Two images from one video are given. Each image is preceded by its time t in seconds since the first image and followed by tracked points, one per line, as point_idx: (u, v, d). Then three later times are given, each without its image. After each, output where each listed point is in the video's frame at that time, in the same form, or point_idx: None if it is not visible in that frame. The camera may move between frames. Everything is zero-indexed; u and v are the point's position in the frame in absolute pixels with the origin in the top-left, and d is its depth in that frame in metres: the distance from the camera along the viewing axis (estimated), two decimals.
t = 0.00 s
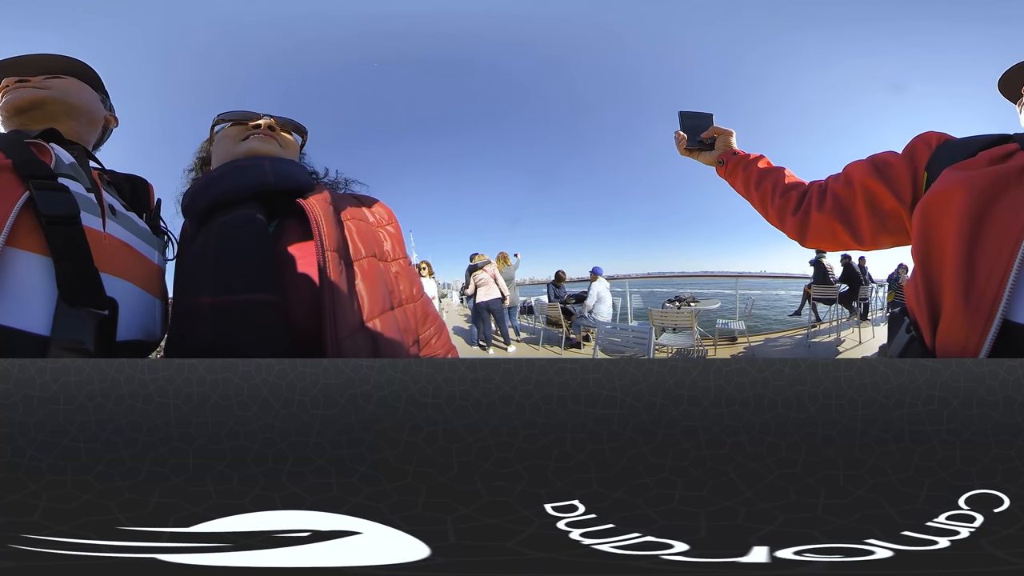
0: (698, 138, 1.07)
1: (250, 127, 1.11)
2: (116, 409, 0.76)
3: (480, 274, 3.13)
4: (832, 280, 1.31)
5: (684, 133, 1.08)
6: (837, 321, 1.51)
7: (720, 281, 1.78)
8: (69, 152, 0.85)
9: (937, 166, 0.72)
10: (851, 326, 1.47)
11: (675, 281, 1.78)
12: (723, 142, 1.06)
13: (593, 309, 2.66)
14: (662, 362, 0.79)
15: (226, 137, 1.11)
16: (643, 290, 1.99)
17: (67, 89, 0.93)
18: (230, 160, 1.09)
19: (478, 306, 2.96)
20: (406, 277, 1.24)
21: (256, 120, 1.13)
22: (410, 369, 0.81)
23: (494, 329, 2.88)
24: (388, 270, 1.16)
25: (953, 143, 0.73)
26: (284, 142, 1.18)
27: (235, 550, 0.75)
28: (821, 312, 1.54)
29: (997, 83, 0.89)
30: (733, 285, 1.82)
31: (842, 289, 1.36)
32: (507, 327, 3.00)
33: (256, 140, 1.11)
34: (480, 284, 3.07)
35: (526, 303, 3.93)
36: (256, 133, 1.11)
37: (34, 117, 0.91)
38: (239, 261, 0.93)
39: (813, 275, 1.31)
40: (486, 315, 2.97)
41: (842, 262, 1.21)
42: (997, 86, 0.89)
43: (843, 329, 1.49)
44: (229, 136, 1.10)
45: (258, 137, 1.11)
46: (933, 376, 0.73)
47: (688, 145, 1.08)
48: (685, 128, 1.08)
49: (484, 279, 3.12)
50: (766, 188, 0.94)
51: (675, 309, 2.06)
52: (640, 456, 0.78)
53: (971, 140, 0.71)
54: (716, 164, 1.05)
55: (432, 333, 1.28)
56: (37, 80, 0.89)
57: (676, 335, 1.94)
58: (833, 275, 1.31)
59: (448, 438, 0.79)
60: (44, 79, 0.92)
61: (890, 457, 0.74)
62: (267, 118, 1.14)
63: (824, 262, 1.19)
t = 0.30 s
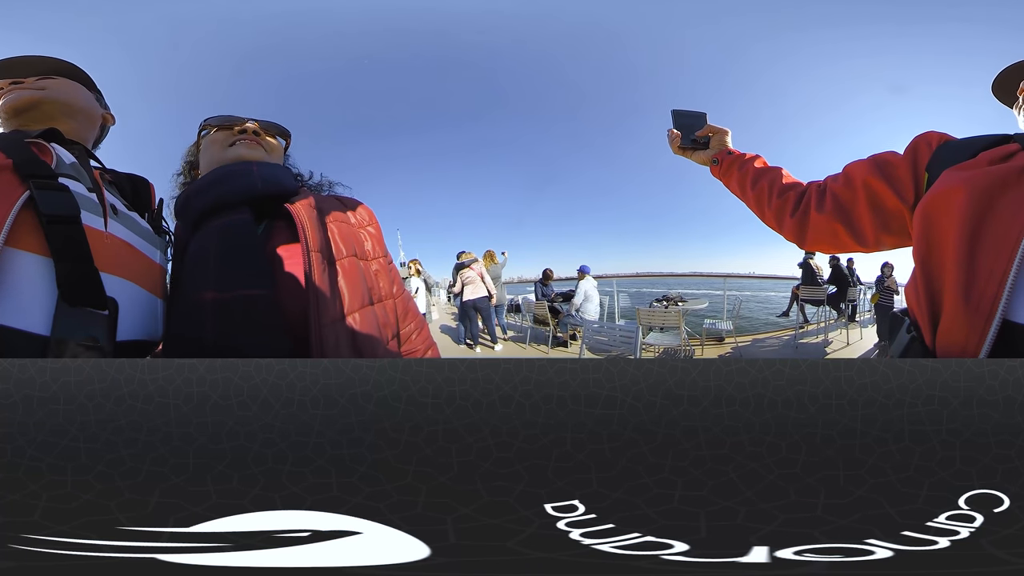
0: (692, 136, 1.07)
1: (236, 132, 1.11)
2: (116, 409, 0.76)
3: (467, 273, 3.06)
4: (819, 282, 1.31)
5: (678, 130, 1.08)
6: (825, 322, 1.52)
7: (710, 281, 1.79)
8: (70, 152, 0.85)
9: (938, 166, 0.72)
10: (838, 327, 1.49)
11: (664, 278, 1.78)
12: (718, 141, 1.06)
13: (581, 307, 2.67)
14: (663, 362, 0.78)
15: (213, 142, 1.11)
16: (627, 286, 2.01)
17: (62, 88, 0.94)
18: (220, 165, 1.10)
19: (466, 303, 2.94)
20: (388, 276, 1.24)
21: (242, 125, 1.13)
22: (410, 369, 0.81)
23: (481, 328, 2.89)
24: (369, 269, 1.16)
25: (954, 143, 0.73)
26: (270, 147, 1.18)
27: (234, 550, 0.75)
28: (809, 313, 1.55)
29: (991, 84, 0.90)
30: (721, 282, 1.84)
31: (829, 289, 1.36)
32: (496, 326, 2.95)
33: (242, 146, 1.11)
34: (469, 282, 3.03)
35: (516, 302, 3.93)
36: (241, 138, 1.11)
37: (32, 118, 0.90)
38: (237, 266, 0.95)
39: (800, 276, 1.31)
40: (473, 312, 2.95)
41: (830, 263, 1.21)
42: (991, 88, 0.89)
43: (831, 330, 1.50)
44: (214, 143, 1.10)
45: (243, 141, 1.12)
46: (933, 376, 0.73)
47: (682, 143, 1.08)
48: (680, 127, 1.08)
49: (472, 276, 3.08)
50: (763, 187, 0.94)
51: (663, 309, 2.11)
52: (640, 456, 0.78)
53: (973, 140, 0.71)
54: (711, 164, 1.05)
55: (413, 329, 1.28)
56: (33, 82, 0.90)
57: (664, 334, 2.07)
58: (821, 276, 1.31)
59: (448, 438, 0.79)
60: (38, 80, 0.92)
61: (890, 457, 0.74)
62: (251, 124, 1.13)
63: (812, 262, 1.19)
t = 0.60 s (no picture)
0: (699, 123, 1.07)
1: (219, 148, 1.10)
2: (116, 409, 0.76)
3: (464, 261, 2.97)
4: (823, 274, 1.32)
5: (684, 118, 1.08)
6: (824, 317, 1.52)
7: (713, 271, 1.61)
8: (70, 154, 0.86)
9: (943, 167, 0.72)
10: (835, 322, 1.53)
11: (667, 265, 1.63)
12: (725, 130, 1.05)
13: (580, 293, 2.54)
14: (661, 362, 0.78)
15: (199, 162, 1.10)
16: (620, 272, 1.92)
17: (66, 92, 0.94)
18: (210, 183, 1.09)
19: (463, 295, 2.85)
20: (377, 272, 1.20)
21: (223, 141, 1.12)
22: (410, 369, 0.81)
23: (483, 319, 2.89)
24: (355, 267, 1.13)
25: (960, 146, 0.73)
26: (258, 162, 1.16)
27: (234, 550, 0.75)
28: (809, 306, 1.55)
29: (999, 85, 0.90)
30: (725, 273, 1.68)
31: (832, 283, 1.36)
32: (496, 315, 2.98)
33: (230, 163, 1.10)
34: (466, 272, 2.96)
35: (516, 291, 3.93)
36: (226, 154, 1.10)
37: (35, 121, 0.90)
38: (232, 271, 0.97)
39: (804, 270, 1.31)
40: (473, 304, 2.87)
41: (836, 256, 1.20)
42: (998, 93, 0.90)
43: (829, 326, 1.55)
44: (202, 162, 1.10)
45: (228, 156, 1.11)
46: (933, 376, 0.73)
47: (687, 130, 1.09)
48: (686, 115, 1.08)
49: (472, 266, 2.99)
50: (769, 176, 0.93)
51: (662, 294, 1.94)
52: (640, 456, 0.78)
53: (977, 143, 0.71)
54: (715, 152, 1.05)
55: (406, 322, 1.20)
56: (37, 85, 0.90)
57: (665, 320, 1.95)
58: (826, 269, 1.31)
59: (448, 438, 0.79)
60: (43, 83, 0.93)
61: (890, 457, 0.74)
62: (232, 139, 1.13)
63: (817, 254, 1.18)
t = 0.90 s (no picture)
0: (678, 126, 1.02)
1: (221, 148, 1.03)
2: (116, 409, 0.76)
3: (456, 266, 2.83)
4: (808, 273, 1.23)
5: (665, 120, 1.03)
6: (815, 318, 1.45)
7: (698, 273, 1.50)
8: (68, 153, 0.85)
9: (943, 165, 0.72)
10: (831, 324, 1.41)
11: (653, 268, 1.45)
12: (706, 132, 1.00)
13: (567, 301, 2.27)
14: (661, 361, 0.79)
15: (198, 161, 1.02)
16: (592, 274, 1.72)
17: (59, 90, 0.93)
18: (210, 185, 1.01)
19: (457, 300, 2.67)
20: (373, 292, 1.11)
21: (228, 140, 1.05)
22: (410, 369, 0.81)
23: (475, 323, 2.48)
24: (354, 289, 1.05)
25: (959, 145, 0.73)
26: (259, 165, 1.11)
27: (235, 550, 0.75)
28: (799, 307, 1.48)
29: (996, 80, 0.89)
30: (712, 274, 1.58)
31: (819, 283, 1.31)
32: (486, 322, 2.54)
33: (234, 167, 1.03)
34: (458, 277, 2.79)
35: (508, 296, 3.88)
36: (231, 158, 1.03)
37: (29, 120, 0.90)
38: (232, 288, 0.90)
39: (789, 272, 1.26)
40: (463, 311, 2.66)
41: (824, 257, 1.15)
42: (993, 91, 0.90)
43: (819, 326, 1.48)
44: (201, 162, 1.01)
45: (230, 158, 1.03)
46: (933, 376, 0.73)
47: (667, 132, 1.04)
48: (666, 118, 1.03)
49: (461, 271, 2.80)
50: (756, 177, 0.91)
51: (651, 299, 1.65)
52: (640, 456, 0.78)
53: (975, 143, 0.71)
54: (699, 155, 1.00)
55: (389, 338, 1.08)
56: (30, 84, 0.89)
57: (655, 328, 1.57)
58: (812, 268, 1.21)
59: (448, 438, 0.79)
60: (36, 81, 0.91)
61: (890, 457, 0.74)
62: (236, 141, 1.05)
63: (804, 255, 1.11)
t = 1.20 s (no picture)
0: (678, 121, 0.98)
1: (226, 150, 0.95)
2: (116, 409, 0.76)
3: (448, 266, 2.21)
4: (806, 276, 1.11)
5: (661, 117, 1.00)
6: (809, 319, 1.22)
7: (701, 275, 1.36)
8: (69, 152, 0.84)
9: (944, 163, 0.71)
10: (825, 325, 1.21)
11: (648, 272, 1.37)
12: (706, 126, 0.98)
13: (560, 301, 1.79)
14: (660, 361, 0.80)
15: (201, 163, 0.94)
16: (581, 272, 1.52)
17: (69, 92, 0.93)
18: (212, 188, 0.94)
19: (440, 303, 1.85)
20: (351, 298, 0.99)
21: (231, 141, 0.97)
22: (410, 369, 0.81)
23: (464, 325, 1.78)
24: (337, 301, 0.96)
25: (959, 145, 0.73)
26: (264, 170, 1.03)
27: (235, 550, 0.75)
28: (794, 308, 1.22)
29: (995, 86, 0.89)
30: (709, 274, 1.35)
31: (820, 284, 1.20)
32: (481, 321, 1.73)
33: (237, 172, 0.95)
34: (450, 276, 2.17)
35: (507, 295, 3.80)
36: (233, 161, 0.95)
37: (34, 118, 0.89)
38: (242, 300, 0.90)
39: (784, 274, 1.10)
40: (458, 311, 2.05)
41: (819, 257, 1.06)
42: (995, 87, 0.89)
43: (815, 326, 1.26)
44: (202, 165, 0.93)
45: (235, 162, 0.95)
46: (933, 376, 0.73)
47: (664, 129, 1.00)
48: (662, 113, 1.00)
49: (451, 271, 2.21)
50: (759, 174, 0.90)
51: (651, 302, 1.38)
52: (640, 456, 0.78)
53: (976, 141, 0.71)
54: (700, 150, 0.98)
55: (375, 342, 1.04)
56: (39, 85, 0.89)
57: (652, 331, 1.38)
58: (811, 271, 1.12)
59: (448, 438, 0.79)
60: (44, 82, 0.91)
61: (890, 457, 0.75)
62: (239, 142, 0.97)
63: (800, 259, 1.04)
